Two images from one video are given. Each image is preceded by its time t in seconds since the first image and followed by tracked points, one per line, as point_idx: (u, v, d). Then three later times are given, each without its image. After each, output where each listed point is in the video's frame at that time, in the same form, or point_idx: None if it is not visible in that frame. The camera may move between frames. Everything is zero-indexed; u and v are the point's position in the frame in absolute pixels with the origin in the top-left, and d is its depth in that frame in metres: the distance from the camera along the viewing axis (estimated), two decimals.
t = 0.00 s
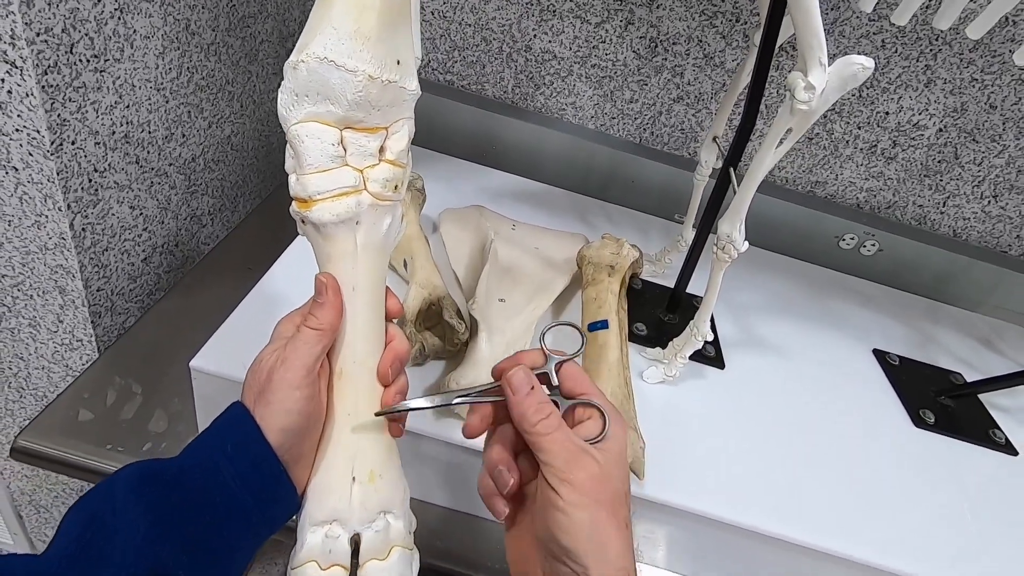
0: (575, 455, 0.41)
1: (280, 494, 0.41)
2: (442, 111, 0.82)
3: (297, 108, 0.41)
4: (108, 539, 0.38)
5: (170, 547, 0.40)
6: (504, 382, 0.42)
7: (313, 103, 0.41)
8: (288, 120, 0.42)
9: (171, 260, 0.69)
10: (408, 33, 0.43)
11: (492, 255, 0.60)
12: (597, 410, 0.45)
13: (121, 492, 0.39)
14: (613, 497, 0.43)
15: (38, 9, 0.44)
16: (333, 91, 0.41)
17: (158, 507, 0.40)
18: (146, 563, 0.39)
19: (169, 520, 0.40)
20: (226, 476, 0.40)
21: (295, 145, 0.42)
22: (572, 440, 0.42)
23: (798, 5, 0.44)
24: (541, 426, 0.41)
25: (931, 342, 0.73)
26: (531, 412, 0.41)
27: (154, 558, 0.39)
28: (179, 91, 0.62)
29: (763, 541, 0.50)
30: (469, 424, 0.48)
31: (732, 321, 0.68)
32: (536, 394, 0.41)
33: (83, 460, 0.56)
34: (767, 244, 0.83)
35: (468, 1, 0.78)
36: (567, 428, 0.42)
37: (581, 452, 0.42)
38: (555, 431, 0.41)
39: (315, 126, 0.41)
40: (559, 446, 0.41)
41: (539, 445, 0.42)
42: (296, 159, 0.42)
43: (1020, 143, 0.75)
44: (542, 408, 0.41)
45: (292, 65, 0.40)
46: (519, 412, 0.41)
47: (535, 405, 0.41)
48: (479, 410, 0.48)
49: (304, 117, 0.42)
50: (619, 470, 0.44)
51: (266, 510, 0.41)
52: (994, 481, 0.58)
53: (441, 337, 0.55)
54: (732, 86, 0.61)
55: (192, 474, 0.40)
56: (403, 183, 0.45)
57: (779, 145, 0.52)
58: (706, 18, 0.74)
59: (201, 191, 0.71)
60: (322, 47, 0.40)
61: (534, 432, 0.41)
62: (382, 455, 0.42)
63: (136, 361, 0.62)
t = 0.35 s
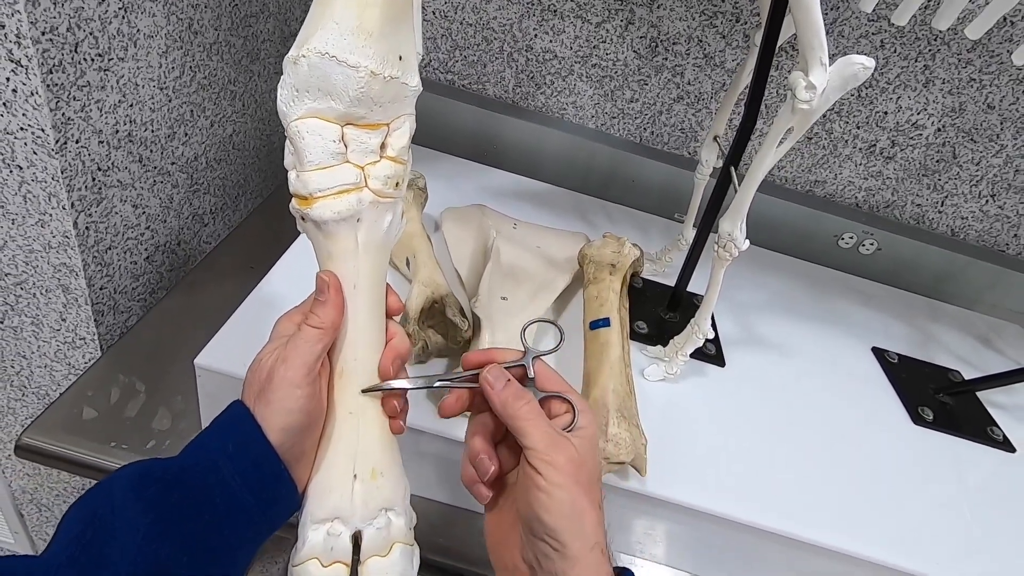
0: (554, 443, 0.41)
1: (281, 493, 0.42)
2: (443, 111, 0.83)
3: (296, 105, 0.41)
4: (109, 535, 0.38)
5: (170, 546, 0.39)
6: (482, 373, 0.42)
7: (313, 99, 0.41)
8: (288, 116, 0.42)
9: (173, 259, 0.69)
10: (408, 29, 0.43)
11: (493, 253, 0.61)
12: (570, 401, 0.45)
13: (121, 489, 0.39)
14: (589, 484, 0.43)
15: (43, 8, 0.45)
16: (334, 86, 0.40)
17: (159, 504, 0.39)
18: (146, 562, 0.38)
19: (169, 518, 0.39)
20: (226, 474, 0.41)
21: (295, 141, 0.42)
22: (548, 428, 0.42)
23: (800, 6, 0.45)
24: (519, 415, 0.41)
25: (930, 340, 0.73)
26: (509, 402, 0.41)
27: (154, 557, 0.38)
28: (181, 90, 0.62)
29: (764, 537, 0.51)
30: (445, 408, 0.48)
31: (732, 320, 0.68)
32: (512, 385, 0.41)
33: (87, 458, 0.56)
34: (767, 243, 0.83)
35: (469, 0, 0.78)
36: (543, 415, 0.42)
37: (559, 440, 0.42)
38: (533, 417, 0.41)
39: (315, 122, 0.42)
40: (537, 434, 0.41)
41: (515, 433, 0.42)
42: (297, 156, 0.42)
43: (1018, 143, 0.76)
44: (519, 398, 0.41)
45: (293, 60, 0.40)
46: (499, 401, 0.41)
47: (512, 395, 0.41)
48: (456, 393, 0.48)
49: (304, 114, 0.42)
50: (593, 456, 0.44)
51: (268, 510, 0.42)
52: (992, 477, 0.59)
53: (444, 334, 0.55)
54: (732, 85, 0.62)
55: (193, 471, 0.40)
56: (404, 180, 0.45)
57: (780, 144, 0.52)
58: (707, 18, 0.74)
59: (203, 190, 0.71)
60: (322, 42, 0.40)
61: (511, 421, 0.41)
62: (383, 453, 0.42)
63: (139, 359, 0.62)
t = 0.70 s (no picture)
0: (551, 536, 0.42)
1: (273, 488, 0.42)
2: (439, 112, 0.83)
3: (285, 104, 0.42)
4: (102, 533, 0.38)
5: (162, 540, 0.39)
6: (477, 465, 0.43)
7: (302, 99, 0.41)
8: (277, 114, 0.42)
9: (169, 260, 0.69)
10: (395, 29, 0.43)
11: (489, 253, 0.61)
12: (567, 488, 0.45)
13: (112, 486, 0.39)
14: (585, 573, 0.43)
15: (39, 10, 0.45)
16: (322, 86, 0.41)
17: (151, 500, 0.39)
18: (139, 558, 0.38)
19: (162, 513, 0.39)
20: (218, 470, 0.41)
21: (284, 140, 0.42)
22: (545, 520, 0.42)
23: (791, 7, 0.45)
24: (515, 507, 0.42)
25: (923, 339, 0.74)
26: (505, 492, 0.42)
27: (147, 553, 0.39)
28: (177, 91, 0.62)
29: (757, 534, 0.51)
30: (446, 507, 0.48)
31: (726, 319, 0.68)
32: (507, 475, 0.42)
33: (83, 457, 0.56)
34: (762, 243, 0.83)
35: (465, 2, 0.78)
36: (541, 507, 0.43)
37: (556, 532, 0.42)
38: (530, 509, 0.42)
39: (304, 121, 0.42)
40: (534, 525, 0.42)
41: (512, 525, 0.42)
42: (286, 154, 0.42)
43: (1010, 143, 0.76)
44: (515, 489, 0.42)
45: (281, 59, 0.40)
46: (496, 493, 0.42)
47: (508, 486, 0.42)
48: (456, 491, 0.48)
49: (293, 113, 0.42)
50: (588, 542, 0.45)
51: (261, 505, 0.42)
52: (984, 475, 0.59)
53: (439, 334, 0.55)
54: (726, 86, 0.62)
55: (184, 467, 0.40)
56: (393, 178, 0.46)
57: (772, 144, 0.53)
58: (701, 19, 0.74)
59: (199, 191, 0.71)
60: (311, 42, 0.40)
61: (507, 512, 0.42)
62: (373, 448, 0.42)
63: (135, 360, 0.62)
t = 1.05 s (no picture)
0: (550, 547, 0.42)
1: (279, 496, 0.43)
2: (437, 120, 0.84)
3: (293, 116, 0.42)
4: (113, 540, 0.38)
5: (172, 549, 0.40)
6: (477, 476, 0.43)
7: (308, 111, 0.42)
8: (284, 127, 0.43)
9: (169, 268, 0.70)
10: (400, 42, 0.43)
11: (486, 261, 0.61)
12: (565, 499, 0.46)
13: (123, 494, 0.39)
14: None
15: (43, 23, 0.46)
16: (328, 99, 0.41)
17: (160, 508, 0.40)
18: (148, 565, 0.39)
19: (171, 522, 0.40)
20: (225, 478, 0.42)
21: (290, 152, 0.43)
22: (544, 531, 0.43)
23: (780, 20, 0.46)
24: (515, 518, 0.42)
25: (916, 344, 0.74)
26: (505, 504, 0.42)
27: (156, 561, 0.39)
28: (178, 101, 0.63)
29: (752, 538, 0.51)
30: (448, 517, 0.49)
31: (722, 324, 0.69)
32: (507, 486, 0.43)
33: (85, 465, 0.56)
34: (757, 249, 0.84)
35: (462, 11, 0.79)
36: (540, 519, 0.43)
37: (555, 543, 0.43)
38: (529, 520, 0.42)
39: (310, 133, 0.42)
40: (532, 537, 0.42)
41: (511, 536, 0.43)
42: (292, 166, 0.43)
43: (1001, 149, 0.77)
44: (515, 500, 0.42)
45: (288, 74, 0.41)
46: (495, 504, 0.42)
47: (508, 498, 0.42)
48: (456, 501, 0.49)
49: (299, 126, 0.42)
50: (586, 552, 0.45)
51: (266, 513, 0.43)
52: (976, 479, 0.60)
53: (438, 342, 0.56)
54: (720, 95, 0.63)
55: (193, 476, 0.41)
56: (397, 189, 0.46)
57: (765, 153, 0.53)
58: (696, 28, 0.75)
59: (199, 199, 0.72)
60: (316, 56, 0.41)
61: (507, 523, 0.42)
62: (379, 455, 0.43)
63: (136, 368, 0.63)
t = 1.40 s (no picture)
0: (558, 504, 0.43)
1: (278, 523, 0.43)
2: (437, 137, 0.84)
3: (295, 148, 0.43)
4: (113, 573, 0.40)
5: None
6: (488, 431, 0.43)
7: (310, 143, 0.42)
8: (286, 157, 0.43)
9: (170, 284, 0.70)
10: (399, 71, 0.44)
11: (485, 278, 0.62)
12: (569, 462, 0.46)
13: (123, 529, 0.41)
14: (587, 541, 0.44)
15: (52, 46, 0.46)
16: (329, 130, 0.42)
17: (159, 539, 0.41)
18: None
19: (170, 551, 0.41)
20: (224, 510, 0.42)
21: (293, 182, 0.43)
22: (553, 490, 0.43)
23: (771, 43, 0.47)
24: (524, 472, 0.42)
25: (914, 360, 0.75)
26: (516, 458, 0.43)
27: None
28: (182, 120, 0.64)
29: (750, 556, 0.52)
30: (449, 470, 0.48)
31: (720, 340, 0.69)
32: (518, 441, 0.43)
33: (85, 483, 0.56)
34: (754, 264, 0.85)
35: (462, 30, 0.80)
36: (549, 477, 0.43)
37: (563, 503, 0.43)
38: (538, 477, 0.43)
39: (312, 164, 0.43)
40: (542, 494, 0.42)
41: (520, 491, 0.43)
42: (294, 197, 0.43)
43: (994, 165, 0.78)
44: (525, 455, 0.43)
45: (290, 106, 0.41)
46: (507, 456, 0.43)
47: (519, 452, 0.43)
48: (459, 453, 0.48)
49: (301, 157, 0.43)
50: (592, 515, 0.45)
51: (263, 547, 0.43)
52: (974, 495, 0.60)
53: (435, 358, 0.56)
54: (716, 113, 0.63)
55: (191, 510, 0.42)
56: (397, 216, 0.47)
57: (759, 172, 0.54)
58: (692, 46, 0.76)
59: (201, 216, 0.72)
60: (318, 88, 0.41)
61: (518, 478, 0.42)
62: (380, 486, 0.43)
63: (136, 385, 0.63)
